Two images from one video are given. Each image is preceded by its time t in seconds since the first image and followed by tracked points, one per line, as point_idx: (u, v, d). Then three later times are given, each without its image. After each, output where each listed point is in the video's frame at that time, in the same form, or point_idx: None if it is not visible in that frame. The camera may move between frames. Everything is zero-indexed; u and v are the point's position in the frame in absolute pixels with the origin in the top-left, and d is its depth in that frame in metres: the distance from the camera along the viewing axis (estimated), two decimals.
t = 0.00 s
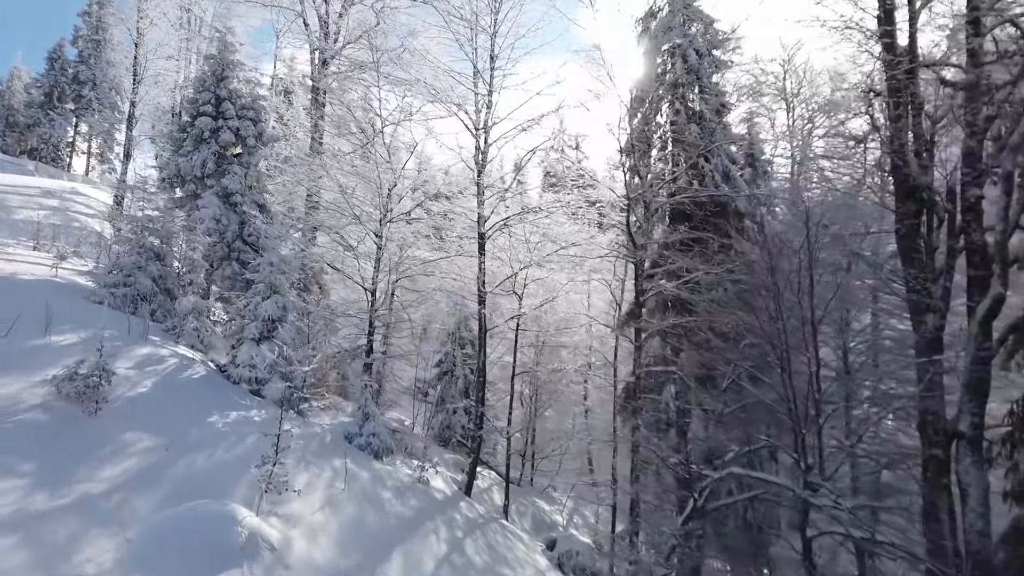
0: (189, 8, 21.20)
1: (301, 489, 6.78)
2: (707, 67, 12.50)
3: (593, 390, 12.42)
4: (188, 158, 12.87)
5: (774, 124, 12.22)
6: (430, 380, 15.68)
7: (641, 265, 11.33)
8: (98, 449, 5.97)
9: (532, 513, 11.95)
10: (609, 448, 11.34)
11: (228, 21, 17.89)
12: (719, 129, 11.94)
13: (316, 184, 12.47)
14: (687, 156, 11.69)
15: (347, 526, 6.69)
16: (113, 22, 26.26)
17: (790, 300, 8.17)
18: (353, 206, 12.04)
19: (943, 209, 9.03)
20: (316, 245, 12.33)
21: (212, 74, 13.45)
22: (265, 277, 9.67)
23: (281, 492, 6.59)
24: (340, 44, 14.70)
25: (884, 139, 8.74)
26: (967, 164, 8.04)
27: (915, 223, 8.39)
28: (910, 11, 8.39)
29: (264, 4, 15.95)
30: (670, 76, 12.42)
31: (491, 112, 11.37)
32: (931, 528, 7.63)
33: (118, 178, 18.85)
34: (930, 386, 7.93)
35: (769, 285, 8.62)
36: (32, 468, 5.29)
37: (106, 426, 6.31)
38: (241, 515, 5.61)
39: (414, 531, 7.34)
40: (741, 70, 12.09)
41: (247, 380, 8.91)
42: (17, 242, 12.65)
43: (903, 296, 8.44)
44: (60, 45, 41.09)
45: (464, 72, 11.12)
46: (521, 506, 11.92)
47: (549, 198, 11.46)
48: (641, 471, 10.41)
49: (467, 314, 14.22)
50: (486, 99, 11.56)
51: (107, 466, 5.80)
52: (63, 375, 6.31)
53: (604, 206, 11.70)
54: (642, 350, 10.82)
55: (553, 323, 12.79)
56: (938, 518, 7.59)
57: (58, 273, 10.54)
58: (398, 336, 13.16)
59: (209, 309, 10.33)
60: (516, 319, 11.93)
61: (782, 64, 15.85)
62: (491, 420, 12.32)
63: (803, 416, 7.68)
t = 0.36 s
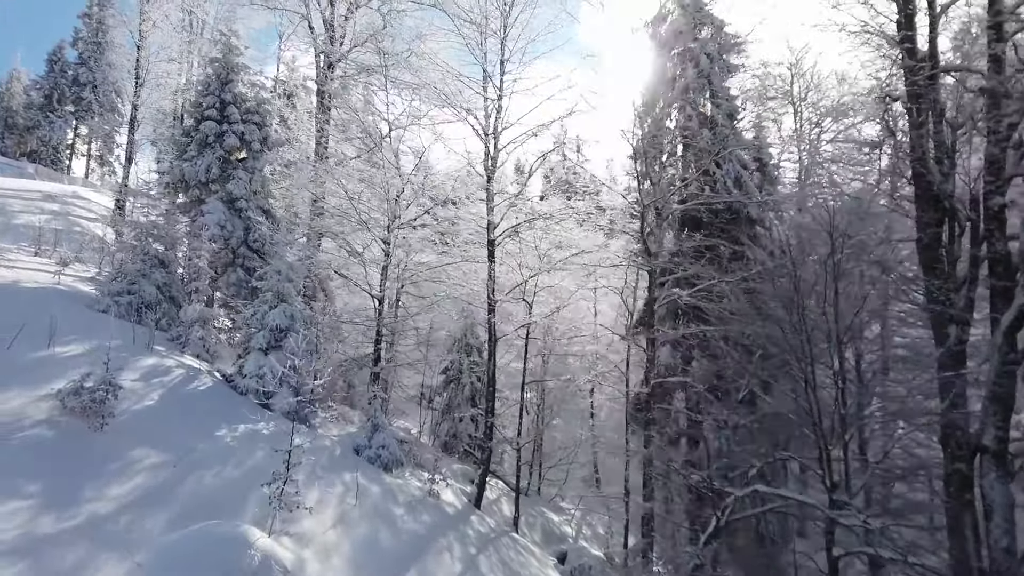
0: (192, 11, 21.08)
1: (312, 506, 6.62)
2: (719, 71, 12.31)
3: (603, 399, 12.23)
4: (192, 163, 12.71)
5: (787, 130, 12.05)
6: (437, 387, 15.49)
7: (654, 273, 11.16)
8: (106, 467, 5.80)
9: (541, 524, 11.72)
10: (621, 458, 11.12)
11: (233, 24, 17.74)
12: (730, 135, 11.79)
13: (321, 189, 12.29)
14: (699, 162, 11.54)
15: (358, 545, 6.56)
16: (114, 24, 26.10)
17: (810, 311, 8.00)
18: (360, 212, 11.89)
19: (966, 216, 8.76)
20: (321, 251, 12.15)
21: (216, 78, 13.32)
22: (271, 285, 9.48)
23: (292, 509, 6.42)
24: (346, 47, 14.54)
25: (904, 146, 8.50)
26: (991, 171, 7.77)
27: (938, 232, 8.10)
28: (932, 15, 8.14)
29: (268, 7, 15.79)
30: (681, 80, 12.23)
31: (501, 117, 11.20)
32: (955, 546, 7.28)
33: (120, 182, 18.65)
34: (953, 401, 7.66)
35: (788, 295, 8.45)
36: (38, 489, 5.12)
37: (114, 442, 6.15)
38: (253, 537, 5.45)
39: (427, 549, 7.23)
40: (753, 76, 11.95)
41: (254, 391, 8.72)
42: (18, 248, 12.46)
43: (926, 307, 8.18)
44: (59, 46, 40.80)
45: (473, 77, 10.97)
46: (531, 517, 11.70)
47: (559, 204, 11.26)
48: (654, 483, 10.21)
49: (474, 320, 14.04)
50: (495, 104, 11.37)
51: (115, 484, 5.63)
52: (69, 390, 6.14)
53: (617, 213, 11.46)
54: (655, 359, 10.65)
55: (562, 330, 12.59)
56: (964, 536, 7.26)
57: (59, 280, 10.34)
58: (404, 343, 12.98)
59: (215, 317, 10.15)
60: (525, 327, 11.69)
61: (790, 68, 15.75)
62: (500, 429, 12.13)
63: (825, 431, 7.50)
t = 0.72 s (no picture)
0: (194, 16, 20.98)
1: (325, 526, 6.43)
2: (730, 79, 12.19)
3: (613, 411, 12.03)
4: (196, 171, 12.55)
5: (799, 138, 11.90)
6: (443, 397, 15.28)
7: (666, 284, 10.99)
8: (113, 489, 5.62)
9: (550, 539, 11.51)
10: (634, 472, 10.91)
11: (237, 30, 17.63)
12: (742, 144, 11.64)
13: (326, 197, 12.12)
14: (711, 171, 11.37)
15: (371, 568, 6.39)
16: (115, 30, 25.98)
17: (832, 325, 7.82)
18: (367, 221, 11.73)
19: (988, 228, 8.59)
20: (328, 260, 11.97)
21: (221, 86, 13.19)
22: (278, 296, 9.27)
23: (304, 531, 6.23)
24: (352, 54, 14.40)
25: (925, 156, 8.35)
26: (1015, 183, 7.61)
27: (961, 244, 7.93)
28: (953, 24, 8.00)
29: (273, 14, 15.66)
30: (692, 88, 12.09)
31: (511, 125, 11.03)
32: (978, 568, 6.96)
33: (122, 190, 18.48)
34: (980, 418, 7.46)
35: (809, 308, 8.27)
36: (44, 514, 4.93)
37: (121, 462, 5.96)
38: (266, 562, 5.28)
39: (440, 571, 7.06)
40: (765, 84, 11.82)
41: (262, 405, 8.51)
42: (20, 257, 12.28)
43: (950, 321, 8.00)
44: (59, 52, 40.62)
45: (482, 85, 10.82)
46: (540, 532, 11.46)
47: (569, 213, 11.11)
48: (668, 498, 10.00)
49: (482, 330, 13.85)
50: (504, 112, 11.23)
51: (123, 507, 5.45)
52: (74, 408, 5.94)
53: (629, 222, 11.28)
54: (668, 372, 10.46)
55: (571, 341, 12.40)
56: (991, 558, 6.99)
57: (61, 290, 10.14)
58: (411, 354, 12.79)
59: (221, 328, 9.96)
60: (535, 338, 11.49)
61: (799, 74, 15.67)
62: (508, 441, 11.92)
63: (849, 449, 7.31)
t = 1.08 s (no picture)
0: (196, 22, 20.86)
1: (337, 548, 6.27)
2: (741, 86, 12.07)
3: (625, 423, 11.82)
4: (200, 179, 12.39)
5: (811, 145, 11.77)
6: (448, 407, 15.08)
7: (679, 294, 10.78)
8: (119, 511, 5.42)
9: (560, 553, 11.28)
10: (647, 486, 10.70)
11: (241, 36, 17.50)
12: (755, 151, 11.48)
13: (332, 205, 11.99)
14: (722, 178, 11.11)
15: None
16: (116, 36, 25.84)
17: (856, 338, 7.62)
18: (374, 230, 11.56)
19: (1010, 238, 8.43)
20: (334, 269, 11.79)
21: (226, 92, 13.03)
22: (286, 308, 9.07)
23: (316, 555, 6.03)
24: (358, 60, 14.27)
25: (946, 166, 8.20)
26: None
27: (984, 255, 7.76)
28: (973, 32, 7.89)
29: (278, 20, 15.53)
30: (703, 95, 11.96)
31: (521, 133, 10.87)
32: None
33: (123, 196, 18.28)
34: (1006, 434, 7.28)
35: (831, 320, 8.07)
36: (48, 540, 4.74)
37: (127, 483, 5.77)
38: None
39: None
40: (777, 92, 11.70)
41: (269, 420, 8.30)
42: (21, 266, 12.09)
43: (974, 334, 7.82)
44: (57, 56, 40.28)
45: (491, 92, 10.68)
46: (550, 546, 11.23)
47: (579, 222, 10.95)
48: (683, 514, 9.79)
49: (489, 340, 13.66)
50: (514, 120, 11.09)
51: (129, 531, 5.25)
52: (80, 427, 5.77)
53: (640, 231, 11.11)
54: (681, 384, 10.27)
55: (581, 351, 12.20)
56: None
57: (62, 301, 9.95)
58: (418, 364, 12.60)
59: (226, 340, 9.77)
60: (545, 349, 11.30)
61: (807, 81, 15.56)
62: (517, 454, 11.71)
63: (875, 466, 7.11)
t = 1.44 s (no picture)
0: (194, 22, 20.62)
1: (345, 568, 6.06)
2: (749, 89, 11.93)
3: (632, 432, 11.64)
4: (200, 182, 12.20)
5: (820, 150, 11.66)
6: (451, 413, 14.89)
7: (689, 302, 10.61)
8: (123, 532, 5.23)
9: (567, 564, 11.09)
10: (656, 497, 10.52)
11: (240, 37, 17.28)
12: (764, 156, 11.34)
13: (335, 210, 11.80)
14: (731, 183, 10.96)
15: None
16: (113, 36, 25.59)
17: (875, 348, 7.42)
18: (377, 235, 11.39)
19: None
20: (336, 275, 11.61)
21: (227, 94, 12.84)
22: (290, 316, 8.87)
23: None
24: (360, 61, 14.10)
25: (964, 172, 8.08)
26: None
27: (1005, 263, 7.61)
28: (991, 36, 7.78)
29: (279, 21, 15.34)
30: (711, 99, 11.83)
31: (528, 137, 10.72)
32: None
33: (121, 199, 18.03)
34: None
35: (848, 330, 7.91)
36: (49, 565, 4.55)
37: (129, 502, 5.57)
38: None
39: None
40: (785, 96, 11.57)
41: (272, 432, 8.10)
42: (17, 272, 11.87)
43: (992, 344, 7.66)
44: (53, 56, 39.96)
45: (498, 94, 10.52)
46: (557, 557, 11.04)
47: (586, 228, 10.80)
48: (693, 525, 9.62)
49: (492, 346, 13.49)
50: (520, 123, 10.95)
51: (133, 554, 5.06)
52: (81, 443, 5.59)
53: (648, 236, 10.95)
54: (692, 394, 10.11)
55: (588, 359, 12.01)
56: None
57: (60, 308, 9.72)
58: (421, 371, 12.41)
59: (228, 348, 9.58)
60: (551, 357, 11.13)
61: (813, 83, 15.51)
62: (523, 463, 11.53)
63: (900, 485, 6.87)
